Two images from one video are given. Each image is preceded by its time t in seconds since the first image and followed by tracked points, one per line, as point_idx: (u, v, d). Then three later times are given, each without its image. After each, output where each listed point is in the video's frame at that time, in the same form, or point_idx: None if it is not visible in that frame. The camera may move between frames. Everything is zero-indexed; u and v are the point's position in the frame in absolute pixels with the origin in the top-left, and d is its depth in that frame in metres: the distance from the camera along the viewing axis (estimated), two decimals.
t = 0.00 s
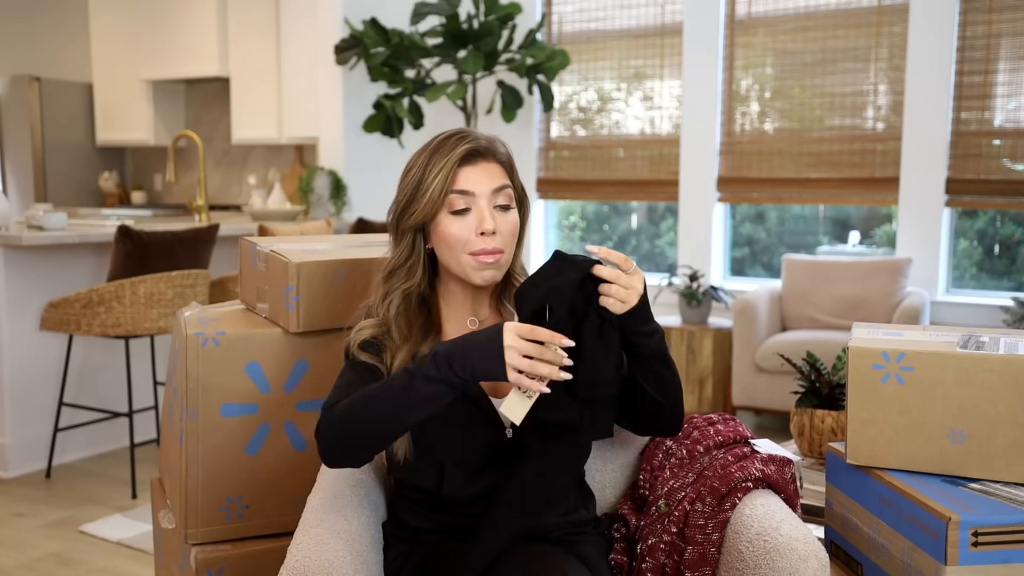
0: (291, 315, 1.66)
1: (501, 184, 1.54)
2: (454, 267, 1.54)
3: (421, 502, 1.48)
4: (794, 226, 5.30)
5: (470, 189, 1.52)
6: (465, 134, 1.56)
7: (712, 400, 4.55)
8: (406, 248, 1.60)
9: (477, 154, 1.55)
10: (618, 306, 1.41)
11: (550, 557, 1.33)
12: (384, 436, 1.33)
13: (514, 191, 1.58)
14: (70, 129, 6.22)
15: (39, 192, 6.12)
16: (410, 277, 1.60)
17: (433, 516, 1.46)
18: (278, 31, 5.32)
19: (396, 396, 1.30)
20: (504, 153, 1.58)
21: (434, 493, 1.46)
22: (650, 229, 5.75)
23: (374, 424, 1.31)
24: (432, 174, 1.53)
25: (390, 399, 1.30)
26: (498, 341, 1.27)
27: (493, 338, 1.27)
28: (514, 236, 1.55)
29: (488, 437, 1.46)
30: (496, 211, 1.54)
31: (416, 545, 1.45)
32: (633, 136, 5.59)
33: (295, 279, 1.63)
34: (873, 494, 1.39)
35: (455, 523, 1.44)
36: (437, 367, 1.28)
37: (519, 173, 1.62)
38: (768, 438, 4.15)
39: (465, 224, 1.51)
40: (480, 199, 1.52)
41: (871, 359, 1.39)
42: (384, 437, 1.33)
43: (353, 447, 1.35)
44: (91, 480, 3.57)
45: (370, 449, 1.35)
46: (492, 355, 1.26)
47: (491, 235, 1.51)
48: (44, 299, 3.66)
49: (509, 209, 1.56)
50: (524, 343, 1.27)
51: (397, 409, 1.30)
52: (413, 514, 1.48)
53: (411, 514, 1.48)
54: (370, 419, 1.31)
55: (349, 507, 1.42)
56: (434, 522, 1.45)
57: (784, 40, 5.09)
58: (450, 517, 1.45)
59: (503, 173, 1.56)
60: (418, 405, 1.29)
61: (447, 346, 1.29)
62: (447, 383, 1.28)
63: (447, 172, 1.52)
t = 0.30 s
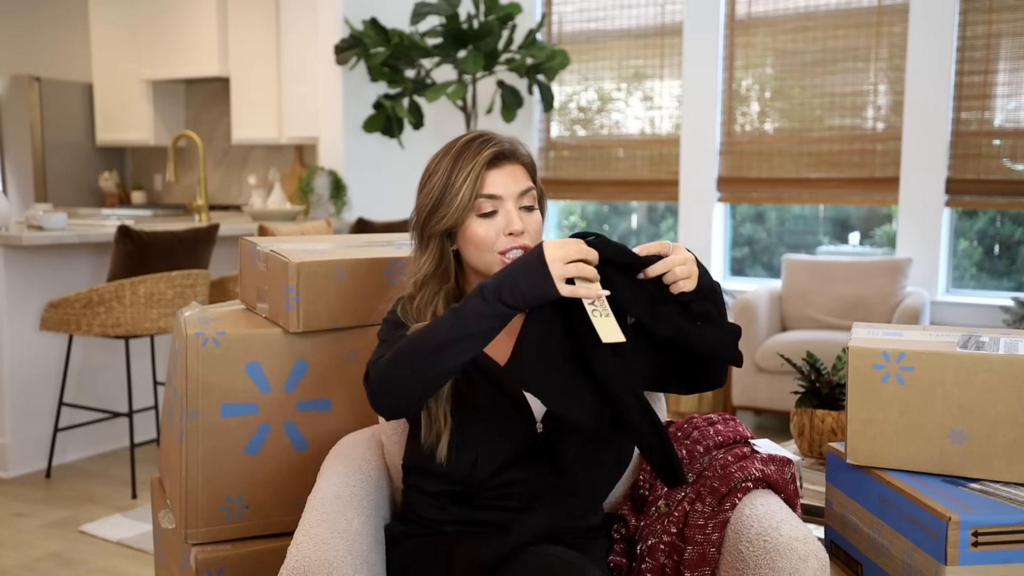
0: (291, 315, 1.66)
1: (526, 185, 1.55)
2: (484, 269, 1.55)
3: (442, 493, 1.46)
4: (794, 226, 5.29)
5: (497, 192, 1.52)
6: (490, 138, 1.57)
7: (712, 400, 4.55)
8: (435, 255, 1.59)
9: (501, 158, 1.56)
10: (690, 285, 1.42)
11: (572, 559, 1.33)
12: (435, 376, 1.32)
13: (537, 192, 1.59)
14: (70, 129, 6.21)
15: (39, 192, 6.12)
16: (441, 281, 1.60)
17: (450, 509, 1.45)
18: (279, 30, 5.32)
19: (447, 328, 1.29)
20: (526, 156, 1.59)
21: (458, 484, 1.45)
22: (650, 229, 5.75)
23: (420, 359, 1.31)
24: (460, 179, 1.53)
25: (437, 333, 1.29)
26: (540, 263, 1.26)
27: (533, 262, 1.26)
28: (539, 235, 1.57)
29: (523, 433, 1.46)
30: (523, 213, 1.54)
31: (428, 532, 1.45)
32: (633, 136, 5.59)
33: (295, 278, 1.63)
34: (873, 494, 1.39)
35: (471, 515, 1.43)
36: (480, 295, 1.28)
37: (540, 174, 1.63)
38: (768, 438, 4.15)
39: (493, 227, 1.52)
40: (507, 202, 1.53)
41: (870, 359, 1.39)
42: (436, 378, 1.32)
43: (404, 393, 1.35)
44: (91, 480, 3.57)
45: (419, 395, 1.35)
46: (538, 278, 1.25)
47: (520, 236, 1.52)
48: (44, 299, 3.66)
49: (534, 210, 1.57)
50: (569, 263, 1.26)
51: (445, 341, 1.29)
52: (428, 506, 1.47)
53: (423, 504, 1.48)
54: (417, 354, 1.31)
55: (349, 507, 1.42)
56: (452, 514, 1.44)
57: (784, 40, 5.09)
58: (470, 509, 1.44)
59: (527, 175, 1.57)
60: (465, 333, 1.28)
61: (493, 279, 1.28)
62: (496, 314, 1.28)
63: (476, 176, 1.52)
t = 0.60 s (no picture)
0: (291, 315, 1.66)
1: (533, 182, 1.56)
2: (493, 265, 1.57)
3: (449, 487, 1.45)
4: (794, 226, 5.29)
5: (504, 190, 1.53)
6: (495, 136, 1.57)
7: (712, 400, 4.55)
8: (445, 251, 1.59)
9: (508, 154, 1.56)
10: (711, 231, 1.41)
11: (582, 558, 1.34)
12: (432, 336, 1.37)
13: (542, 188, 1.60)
14: (70, 129, 6.21)
15: (39, 193, 6.13)
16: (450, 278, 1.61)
17: (457, 503, 1.44)
18: (279, 31, 5.32)
19: (444, 286, 1.34)
20: (531, 154, 1.61)
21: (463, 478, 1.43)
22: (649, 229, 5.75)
23: (417, 317, 1.36)
24: (467, 176, 1.53)
25: (435, 291, 1.34)
26: (543, 227, 1.32)
27: (537, 226, 1.32)
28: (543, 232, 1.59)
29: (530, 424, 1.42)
30: (529, 210, 1.56)
31: (434, 527, 1.45)
32: (633, 136, 5.59)
33: (295, 279, 1.63)
34: (873, 494, 1.39)
35: (478, 511, 1.41)
36: (474, 252, 1.33)
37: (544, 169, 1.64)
38: (767, 438, 4.15)
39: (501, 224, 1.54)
40: (514, 200, 1.54)
41: (871, 359, 1.39)
42: (434, 339, 1.37)
43: (403, 353, 1.39)
44: (91, 481, 3.57)
45: (420, 356, 1.39)
46: (541, 241, 1.31)
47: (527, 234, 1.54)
48: (44, 299, 3.66)
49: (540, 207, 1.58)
50: (567, 230, 1.33)
51: (438, 298, 1.34)
52: (435, 500, 1.46)
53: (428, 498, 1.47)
54: (416, 312, 1.36)
55: (349, 507, 1.42)
56: (460, 508, 1.43)
57: (784, 40, 5.09)
58: (478, 505, 1.42)
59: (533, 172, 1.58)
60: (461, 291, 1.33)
61: (489, 240, 1.33)
62: (486, 273, 1.32)
63: (483, 174, 1.53)
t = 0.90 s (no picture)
0: (291, 315, 1.66)
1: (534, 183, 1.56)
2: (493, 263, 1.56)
3: (443, 489, 1.47)
4: (794, 226, 5.29)
5: (505, 188, 1.53)
6: (498, 136, 1.57)
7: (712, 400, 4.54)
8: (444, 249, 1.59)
9: (511, 154, 1.56)
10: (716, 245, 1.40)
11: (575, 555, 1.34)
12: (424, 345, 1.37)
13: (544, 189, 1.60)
14: (70, 129, 6.21)
15: (39, 193, 6.13)
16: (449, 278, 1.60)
17: (451, 506, 1.45)
18: (279, 30, 5.32)
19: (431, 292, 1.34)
20: (533, 155, 1.60)
21: (457, 479, 1.46)
22: (650, 229, 5.75)
23: (406, 326, 1.36)
24: (469, 174, 1.53)
25: (424, 301, 1.34)
26: (519, 222, 1.31)
27: (515, 226, 1.30)
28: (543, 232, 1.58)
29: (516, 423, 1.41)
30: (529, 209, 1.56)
31: (430, 528, 1.45)
32: (633, 136, 5.59)
33: (295, 278, 1.63)
34: (873, 494, 1.40)
35: (473, 513, 1.43)
36: (464, 266, 1.33)
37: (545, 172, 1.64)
38: (768, 438, 4.15)
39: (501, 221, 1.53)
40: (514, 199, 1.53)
41: (871, 359, 1.39)
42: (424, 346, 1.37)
43: (395, 360, 1.39)
44: (91, 480, 3.57)
45: (410, 364, 1.39)
46: (525, 243, 1.30)
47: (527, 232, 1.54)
48: (44, 299, 3.66)
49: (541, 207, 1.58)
50: (545, 219, 1.31)
51: (429, 312, 1.34)
52: (430, 502, 1.47)
53: (422, 498, 1.48)
54: (404, 320, 1.36)
55: (349, 507, 1.42)
56: (454, 509, 1.44)
57: (784, 40, 5.10)
58: (473, 506, 1.44)
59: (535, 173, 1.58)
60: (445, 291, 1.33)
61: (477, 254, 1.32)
62: (481, 289, 1.32)
63: (484, 171, 1.53)
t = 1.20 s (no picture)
0: (291, 315, 1.66)
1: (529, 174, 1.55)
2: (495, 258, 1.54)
3: (443, 489, 1.46)
4: (794, 226, 5.29)
5: (500, 179, 1.53)
6: (491, 133, 1.58)
7: (712, 400, 4.54)
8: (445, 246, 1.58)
9: (503, 148, 1.56)
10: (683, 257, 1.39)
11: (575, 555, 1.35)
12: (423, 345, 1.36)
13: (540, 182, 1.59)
14: (69, 129, 6.21)
15: (39, 193, 6.13)
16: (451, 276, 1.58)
17: (452, 507, 1.45)
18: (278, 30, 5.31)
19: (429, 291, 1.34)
20: (527, 150, 1.60)
21: (458, 480, 1.45)
22: (650, 229, 5.75)
23: (404, 327, 1.35)
24: (463, 169, 1.53)
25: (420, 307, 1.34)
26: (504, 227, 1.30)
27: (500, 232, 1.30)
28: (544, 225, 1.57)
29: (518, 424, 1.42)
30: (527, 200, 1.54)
31: (430, 528, 1.45)
32: (633, 136, 5.59)
33: (295, 278, 1.63)
34: (873, 494, 1.40)
35: (474, 514, 1.43)
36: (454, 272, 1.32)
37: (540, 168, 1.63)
38: (768, 438, 4.15)
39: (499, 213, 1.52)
40: (511, 190, 1.53)
41: (871, 360, 1.39)
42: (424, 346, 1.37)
43: (392, 360, 1.39)
44: (91, 480, 3.57)
45: (409, 362, 1.39)
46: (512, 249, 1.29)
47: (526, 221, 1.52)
48: (44, 298, 3.66)
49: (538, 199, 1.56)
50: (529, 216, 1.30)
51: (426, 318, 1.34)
52: (430, 502, 1.46)
53: (422, 500, 1.47)
54: (402, 321, 1.36)
55: (349, 507, 1.42)
56: (454, 510, 1.44)
57: (784, 40, 5.09)
58: (474, 506, 1.44)
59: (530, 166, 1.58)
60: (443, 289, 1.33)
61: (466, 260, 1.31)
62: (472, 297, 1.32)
63: (478, 165, 1.53)
